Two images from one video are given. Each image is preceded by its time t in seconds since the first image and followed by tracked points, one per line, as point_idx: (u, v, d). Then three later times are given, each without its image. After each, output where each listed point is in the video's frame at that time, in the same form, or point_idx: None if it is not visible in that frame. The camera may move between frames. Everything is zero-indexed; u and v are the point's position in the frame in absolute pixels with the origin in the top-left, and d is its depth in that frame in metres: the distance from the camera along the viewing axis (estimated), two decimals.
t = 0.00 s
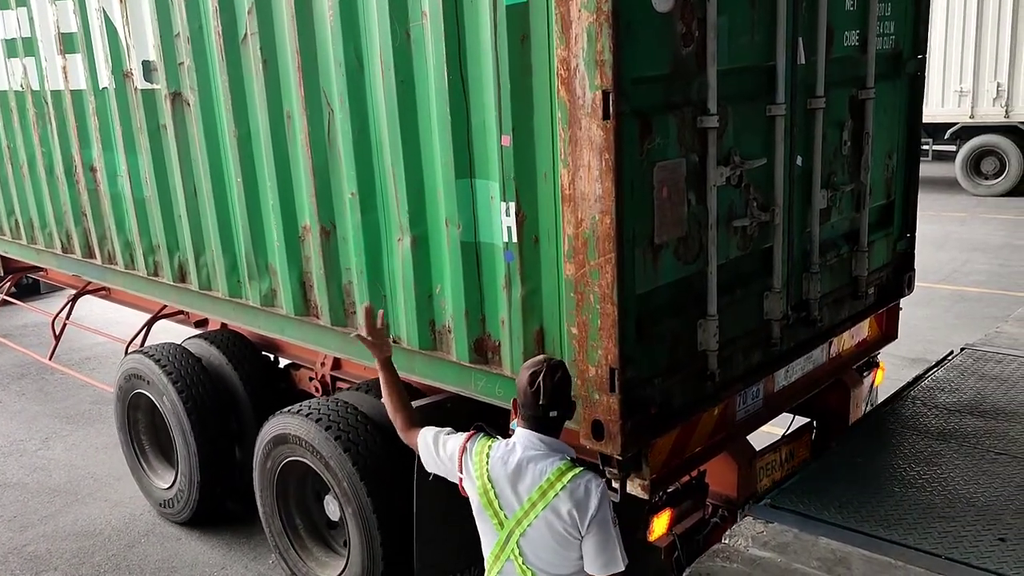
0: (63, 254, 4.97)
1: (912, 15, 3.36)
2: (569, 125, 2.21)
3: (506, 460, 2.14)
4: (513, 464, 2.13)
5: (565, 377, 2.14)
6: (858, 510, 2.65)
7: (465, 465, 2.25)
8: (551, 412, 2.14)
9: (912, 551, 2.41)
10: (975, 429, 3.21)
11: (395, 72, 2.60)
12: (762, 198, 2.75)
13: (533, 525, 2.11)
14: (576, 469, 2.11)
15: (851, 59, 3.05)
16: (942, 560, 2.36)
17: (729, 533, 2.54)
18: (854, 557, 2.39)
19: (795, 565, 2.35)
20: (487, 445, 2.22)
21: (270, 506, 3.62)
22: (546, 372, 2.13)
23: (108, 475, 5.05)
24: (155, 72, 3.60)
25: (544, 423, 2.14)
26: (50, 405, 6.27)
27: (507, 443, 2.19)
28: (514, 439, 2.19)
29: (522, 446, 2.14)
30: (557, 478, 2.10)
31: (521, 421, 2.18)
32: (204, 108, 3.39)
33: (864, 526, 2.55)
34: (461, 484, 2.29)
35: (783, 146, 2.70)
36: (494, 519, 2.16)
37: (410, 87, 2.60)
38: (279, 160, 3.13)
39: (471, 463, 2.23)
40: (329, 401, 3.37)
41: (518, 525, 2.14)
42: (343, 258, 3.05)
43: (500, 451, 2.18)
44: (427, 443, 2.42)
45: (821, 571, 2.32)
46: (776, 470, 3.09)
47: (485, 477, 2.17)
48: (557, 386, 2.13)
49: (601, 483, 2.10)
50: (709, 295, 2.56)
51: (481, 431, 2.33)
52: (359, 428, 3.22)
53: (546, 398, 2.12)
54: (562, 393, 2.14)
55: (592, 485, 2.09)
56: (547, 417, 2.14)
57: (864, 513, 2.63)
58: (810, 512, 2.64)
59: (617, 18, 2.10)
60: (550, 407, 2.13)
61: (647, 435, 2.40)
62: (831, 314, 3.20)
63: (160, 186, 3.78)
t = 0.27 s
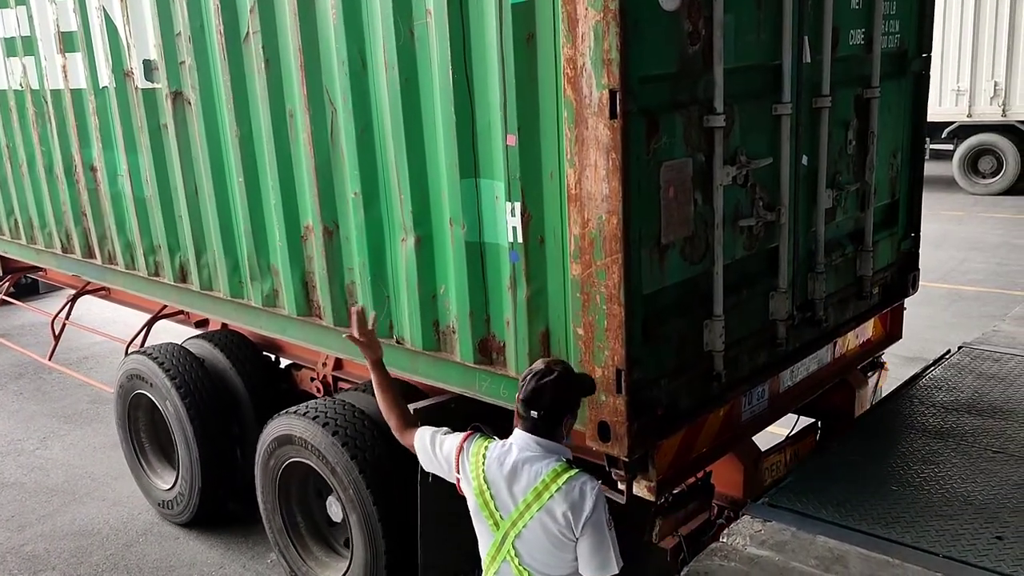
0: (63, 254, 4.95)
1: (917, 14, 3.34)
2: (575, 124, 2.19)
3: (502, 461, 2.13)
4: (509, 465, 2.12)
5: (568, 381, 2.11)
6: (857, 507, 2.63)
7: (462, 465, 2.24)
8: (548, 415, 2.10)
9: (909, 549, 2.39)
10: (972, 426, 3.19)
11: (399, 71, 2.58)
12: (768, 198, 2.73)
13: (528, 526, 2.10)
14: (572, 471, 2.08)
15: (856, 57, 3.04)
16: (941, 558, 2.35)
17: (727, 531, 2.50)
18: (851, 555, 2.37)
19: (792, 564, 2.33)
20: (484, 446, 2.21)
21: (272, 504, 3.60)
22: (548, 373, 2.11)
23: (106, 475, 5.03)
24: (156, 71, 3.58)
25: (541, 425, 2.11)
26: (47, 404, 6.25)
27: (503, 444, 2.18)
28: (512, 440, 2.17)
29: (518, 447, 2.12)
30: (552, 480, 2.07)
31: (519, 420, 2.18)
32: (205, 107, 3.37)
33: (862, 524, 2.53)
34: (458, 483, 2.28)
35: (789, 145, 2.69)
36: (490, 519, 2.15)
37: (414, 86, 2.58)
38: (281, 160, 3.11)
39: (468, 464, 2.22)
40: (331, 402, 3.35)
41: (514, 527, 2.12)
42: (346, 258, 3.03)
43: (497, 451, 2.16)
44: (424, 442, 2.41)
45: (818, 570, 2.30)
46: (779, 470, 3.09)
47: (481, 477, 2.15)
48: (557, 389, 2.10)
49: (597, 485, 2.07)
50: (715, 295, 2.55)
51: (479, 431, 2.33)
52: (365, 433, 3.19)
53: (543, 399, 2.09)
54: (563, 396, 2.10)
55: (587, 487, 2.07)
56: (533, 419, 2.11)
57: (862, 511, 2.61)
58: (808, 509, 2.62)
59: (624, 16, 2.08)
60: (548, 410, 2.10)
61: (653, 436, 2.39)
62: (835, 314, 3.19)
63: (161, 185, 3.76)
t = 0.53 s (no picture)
0: (63, 255, 4.92)
1: (924, 13, 3.32)
2: (584, 123, 2.17)
3: (502, 459, 2.11)
4: (509, 463, 2.09)
5: (576, 387, 2.05)
6: (853, 506, 2.61)
7: (463, 462, 2.22)
8: (551, 417, 2.06)
9: (907, 548, 2.37)
10: (970, 424, 3.16)
11: (405, 70, 2.56)
12: (777, 198, 2.71)
13: (524, 527, 2.06)
14: (570, 474, 2.04)
15: (864, 56, 3.02)
16: (938, 557, 2.33)
17: (725, 530, 2.48)
18: (849, 554, 2.34)
19: (790, 563, 2.30)
20: (486, 445, 2.19)
21: (273, 500, 3.56)
22: (558, 376, 2.07)
23: (104, 475, 5.00)
24: (157, 70, 3.55)
25: (543, 427, 2.08)
26: (45, 404, 6.22)
27: (506, 442, 2.16)
28: (514, 439, 2.15)
29: (519, 446, 2.09)
30: (550, 482, 2.04)
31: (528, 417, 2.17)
32: (207, 107, 3.35)
33: (859, 522, 2.51)
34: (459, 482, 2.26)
35: (798, 145, 2.66)
36: (487, 517, 2.13)
37: (421, 85, 2.56)
38: (284, 160, 3.08)
39: (469, 461, 2.20)
40: (335, 403, 3.32)
41: (510, 526, 2.09)
42: (350, 258, 3.01)
43: (498, 450, 2.14)
44: (427, 438, 2.39)
45: (817, 569, 2.27)
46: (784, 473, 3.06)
47: (480, 475, 2.13)
48: (563, 393, 2.05)
49: (595, 489, 2.03)
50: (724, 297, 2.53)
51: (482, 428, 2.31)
52: (375, 439, 3.16)
53: (548, 401, 2.05)
54: (569, 401, 2.05)
55: (586, 490, 2.02)
56: (536, 418, 2.08)
57: (859, 509, 2.58)
58: (805, 508, 2.59)
59: (634, 15, 2.06)
60: (552, 412, 2.06)
61: (662, 438, 2.37)
62: (843, 314, 3.17)
63: (162, 185, 3.74)
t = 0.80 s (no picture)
0: (64, 255, 4.88)
1: (933, 12, 3.30)
2: (595, 122, 2.14)
3: (507, 457, 2.08)
4: (513, 462, 2.06)
5: (583, 387, 2.03)
6: (850, 505, 2.54)
7: (468, 458, 2.20)
8: (557, 417, 2.03)
9: (904, 547, 2.31)
10: (966, 421, 3.11)
11: (412, 70, 2.53)
12: (787, 198, 2.69)
13: (525, 527, 2.03)
14: (574, 475, 1.99)
15: (873, 55, 2.99)
16: (933, 555, 2.26)
17: (722, 528, 2.40)
18: (848, 553, 2.26)
19: (789, 562, 2.22)
20: (491, 440, 2.16)
21: (277, 495, 3.51)
22: (565, 376, 2.05)
23: (101, 475, 4.97)
24: (160, 70, 3.52)
25: (548, 427, 2.05)
26: (42, 404, 6.19)
27: (511, 441, 2.13)
28: (520, 438, 2.12)
29: (523, 445, 2.06)
30: (553, 483, 1.99)
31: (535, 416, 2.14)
32: (211, 106, 3.32)
33: (857, 521, 2.44)
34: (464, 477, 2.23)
35: (808, 145, 2.64)
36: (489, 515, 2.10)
37: (428, 84, 2.53)
38: (289, 160, 3.06)
39: (474, 457, 2.17)
40: (339, 406, 3.28)
41: (512, 525, 2.07)
42: (356, 259, 2.98)
43: (503, 448, 2.11)
44: (434, 432, 2.37)
45: (815, 567, 2.19)
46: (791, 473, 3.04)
47: (484, 472, 2.10)
48: (569, 393, 2.02)
49: (598, 491, 1.97)
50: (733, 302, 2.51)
51: (488, 425, 2.27)
52: (390, 451, 3.11)
53: (554, 400, 2.03)
54: (576, 401, 2.02)
55: (589, 492, 1.96)
56: (541, 417, 2.05)
57: (856, 509, 2.52)
58: (802, 507, 2.53)
59: (646, 13, 2.03)
60: (558, 412, 2.03)
61: (673, 441, 2.34)
62: (852, 314, 3.15)
63: (164, 185, 3.71)
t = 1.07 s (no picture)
0: (63, 256, 4.85)
1: (940, 11, 3.29)
2: (605, 122, 2.12)
3: (512, 454, 2.05)
4: (518, 459, 2.04)
5: (591, 388, 1.99)
6: (847, 502, 2.46)
7: (474, 454, 2.17)
8: (564, 417, 1.99)
9: (900, 546, 2.22)
10: (964, 418, 3.01)
11: (419, 69, 2.51)
12: (796, 198, 2.67)
13: (528, 524, 2.01)
14: (578, 475, 1.96)
15: (881, 54, 2.97)
16: (929, 553, 2.19)
17: (719, 528, 2.32)
18: (844, 552, 2.19)
19: (785, 562, 2.15)
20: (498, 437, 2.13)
21: (280, 493, 3.45)
22: (573, 376, 2.01)
23: (98, 475, 4.94)
24: (161, 69, 3.50)
25: (555, 426, 2.01)
26: (38, 404, 6.15)
27: (517, 438, 2.10)
28: (526, 435, 2.09)
29: (529, 443, 2.04)
30: (557, 481, 1.97)
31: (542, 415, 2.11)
32: (213, 106, 3.29)
33: (853, 520, 2.35)
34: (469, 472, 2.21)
35: (817, 145, 2.62)
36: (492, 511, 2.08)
37: (434, 84, 2.51)
38: (293, 160, 3.03)
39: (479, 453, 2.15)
40: (342, 407, 3.21)
41: (515, 522, 2.04)
42: (360, 260, 2.96)
43: (509, 445, 2.09)
44: (441, 425, 2.34)
45: (811, 567, 2.12)
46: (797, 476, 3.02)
47: (489, 469, 2.08)
48: (577, 394, 1.98)
49: (602, 492, 1.95)
50: (743, 303, 2.49)
51: (495, 422, 2.24)
52: (400, 464, 3.01)
53: (561, 400, 1.99)
54: (583, 402, 1.98)
55: (592, 492, 1.94)
56: (548, 416, 2.02)
57: (853, 506, 2.44)
58: (799, 506, 2.45)
59: (658, 12, 2.01)
60: (565, 412, 1.99)
61: (683, 443, 2.32)
62: (859, 315, 3.12)
63: (166, 185, 3.68)
